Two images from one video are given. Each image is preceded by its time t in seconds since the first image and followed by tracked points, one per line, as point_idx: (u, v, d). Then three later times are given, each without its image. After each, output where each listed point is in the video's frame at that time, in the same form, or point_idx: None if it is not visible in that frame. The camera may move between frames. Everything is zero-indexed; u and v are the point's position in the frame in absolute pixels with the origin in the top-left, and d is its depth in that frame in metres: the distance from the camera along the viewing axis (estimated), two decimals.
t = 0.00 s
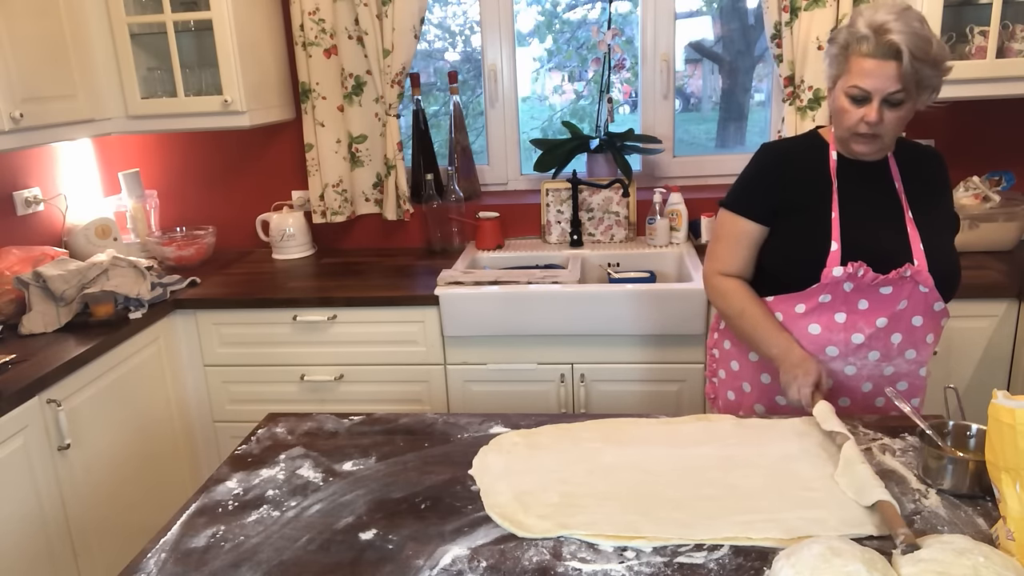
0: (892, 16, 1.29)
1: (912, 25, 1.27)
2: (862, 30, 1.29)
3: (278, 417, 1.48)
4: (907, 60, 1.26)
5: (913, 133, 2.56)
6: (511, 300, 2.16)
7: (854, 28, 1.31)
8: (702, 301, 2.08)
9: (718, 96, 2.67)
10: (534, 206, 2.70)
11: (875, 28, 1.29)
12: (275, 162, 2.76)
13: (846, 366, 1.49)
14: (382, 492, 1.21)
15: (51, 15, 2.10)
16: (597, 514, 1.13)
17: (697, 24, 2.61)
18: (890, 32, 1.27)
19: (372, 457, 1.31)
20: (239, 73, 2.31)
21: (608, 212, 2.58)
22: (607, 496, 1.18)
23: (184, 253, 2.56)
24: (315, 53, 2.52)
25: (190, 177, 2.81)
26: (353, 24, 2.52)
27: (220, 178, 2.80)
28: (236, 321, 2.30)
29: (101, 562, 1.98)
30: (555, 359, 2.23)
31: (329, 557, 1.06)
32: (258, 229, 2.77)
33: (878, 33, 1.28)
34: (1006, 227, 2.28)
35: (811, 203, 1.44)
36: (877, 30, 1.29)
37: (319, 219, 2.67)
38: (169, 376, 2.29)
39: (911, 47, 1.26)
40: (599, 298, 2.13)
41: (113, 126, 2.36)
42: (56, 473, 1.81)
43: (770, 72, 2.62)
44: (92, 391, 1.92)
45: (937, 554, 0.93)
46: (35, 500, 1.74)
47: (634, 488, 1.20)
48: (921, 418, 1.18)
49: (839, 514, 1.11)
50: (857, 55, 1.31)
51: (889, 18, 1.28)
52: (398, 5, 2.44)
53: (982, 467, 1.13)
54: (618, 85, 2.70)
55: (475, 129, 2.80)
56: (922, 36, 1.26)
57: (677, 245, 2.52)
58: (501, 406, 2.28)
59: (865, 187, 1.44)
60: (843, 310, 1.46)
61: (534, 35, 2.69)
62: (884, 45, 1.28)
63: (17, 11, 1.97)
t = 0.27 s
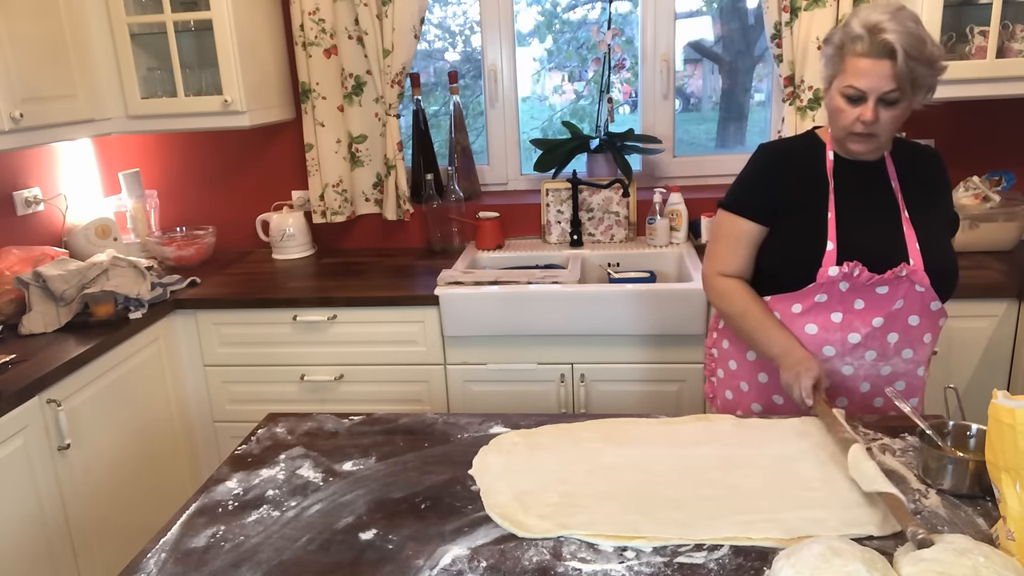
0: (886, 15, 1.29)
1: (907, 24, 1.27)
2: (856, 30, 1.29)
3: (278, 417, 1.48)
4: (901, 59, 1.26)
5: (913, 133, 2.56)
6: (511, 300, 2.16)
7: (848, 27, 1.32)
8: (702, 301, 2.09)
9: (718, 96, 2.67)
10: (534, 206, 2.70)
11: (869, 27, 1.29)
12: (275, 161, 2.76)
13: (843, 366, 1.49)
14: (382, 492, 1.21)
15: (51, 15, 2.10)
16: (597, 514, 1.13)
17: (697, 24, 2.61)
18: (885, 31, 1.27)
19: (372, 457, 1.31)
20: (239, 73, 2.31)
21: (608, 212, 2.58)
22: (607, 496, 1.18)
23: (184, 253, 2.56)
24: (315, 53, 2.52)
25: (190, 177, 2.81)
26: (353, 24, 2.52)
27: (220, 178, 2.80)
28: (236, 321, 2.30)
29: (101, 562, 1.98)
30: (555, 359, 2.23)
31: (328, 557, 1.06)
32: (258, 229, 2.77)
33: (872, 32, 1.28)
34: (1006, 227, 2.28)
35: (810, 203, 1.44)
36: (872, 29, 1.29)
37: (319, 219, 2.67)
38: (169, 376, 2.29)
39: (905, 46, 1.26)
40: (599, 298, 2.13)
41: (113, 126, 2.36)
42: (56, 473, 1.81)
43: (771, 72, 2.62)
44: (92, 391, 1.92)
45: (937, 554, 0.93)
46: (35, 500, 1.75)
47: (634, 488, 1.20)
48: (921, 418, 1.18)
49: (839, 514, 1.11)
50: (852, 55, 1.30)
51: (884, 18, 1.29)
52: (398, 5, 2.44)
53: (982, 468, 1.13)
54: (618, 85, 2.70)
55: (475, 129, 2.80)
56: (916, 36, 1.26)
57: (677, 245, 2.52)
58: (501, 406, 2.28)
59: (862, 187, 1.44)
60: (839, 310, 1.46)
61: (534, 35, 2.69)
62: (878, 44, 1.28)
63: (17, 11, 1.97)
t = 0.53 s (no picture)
0: (879, 15, 1.29)
1: (900, 25, 1.27)
2: (850, 30, 1.29)
3: (278, 417, 1.48)
4: (895, 58, 1.26)
5: (913, 133, 2.56)
6: (511, 300, 2.16)
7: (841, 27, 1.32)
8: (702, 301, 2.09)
9: (718, 96, 2.67)
10: (534, 206, 2.70)
11: (863, 28, 1.29)
12: (275, 161, 2.76)
13: (838, 365, 1.49)
14: (382, 492, 1.21)
15: (51, 15, 2.10)
16: (597, 514, 1.13)
17: (697, 24, 2.61)
18: (878, 31, 1.27)
19: (372, 457, 1.31)
20: (239, 73, 2.31)
21: (608, 212, 2.58)
22: (607, 496, 1.18)
23: (184, 253, 2.56)
24: (315, 53, 2.52)
25: (190, 177, 2.81)
26: (353, 24, 2.52)
27: (220, 178, 2.80)
28: (236, 321, 2.30)
29: (101, 562, 1.98)
30: (555, 359, 2.23)
31: (328, 557, 1.06)
32: (258, 229, 2.77)
33: (866, 32, 1.28)
34: (1006, 227, 2.28)
35: (807, 202, 1.44)
36: (865, 29, 1.29)
37: (319, 219, 2.67)
38: (170, 376, 2.29)
39: (899, 45, 1.26)
40: (599, 298, 2.13)
41: (113, 126, 2.36)
42: (56, 473, 1.81)
43: (771, 72, 2.62)
44: (92, 392, 1.92)
45: (937, 554, 0.93)
46: (35, 500, 1.74)
47: (634, 488, 1.20)
48: (921, 418, 1.18)
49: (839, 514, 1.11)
50: (846, 55, 1.30)
51: (877, 19, 1.29)
52: (399, 4, 2.44)
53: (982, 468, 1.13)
54: (618, 85, 2.70)
55: (475, 129, 2.80)
56: (909, 36, 1.26)
57: (677, 245, 2.52)
58: (501, 406, 2.28)
59: (858, 186, 1.44)
60: (835, 308, 1.46)
61: (534, 35, 2.69)
62: (872, 44, 1.28)
63: (17, 11, 1.97)
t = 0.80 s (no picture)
0: (873, 15, 1.30)
1: (893, 23, 1.27)
2: (842, 29, 1.30)
3: (278, 417, 1.48)
4: (886, 55, 1.26)
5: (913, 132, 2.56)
6: (511, 300, 2.16)
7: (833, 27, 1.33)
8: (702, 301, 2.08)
9: (718, 96, 2.67)
10: (534, 206, 2.70)
11: (855, 26, 1.29)
12: (275, 161, 2.76)
13: (828, 363, 1.49)
14: (382, 492, 1.21)
15: (51, 15, 2.10)
16: (597, 514, 1.13)
17: (697, 24, 2.61)
18: (870, 29, 1.27)
19: (372, 457, 1.31)
20: (239, 73, 2.31)
21: (608, 212, 2.58)
22: (607, 496, 1.18)
23: (184, 253, 2.56)
24: (315, 53, 2.52)
25: (190, 177, 2.81)
26: (353, 24, 2.52)
27: (220, 178, 2.80)
28: (236, 321, 2.30)
29: (101, 563, 1.98)
30: (555, 359, 2.23)
31: (328, 557, 1.06)
32: (258, 229, 2.77)
33: (858, 31, 1.29)
34: (1006, 227, 2.28)
35: (800, 199, 1.44)
36: (857, 28, 1.29)
37: (318, 219, 2.67)
38: (169, 375, 2.29)
39: (890, 43, 1.26)
40: (598, 298, 2.13)
41: (113, 126, 2.36)
42: (56, 473, 1.81)
43: (771, 72, 2.62)
44: (92, 392, 1.92)
45: (937, 554, 0.93)
46: (35, 500, 1.75)
47: (634, 488, 1.20)
48: (921, 418, 1.18)
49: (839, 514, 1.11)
50: (839, 53, 1.31)
51: (870, 18, 1.29)
52: (398, 5, 2.44)
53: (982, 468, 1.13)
54: (618, 85, 2.70)
55: (475, 129, 2.80)
56: (902, 34, 1.26)
57: (677, 245, 2.52)
58: (501, 406, 2.28)
59: (852, 186, 1.43)
60: (824, 305, 1.46)
61: (534, 35, 2.69)
62: (864, 42, 1.28)
63: (17, 11, 1.97)
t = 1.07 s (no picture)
0: (848, 15, 1.27)
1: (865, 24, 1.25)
2: (816, 29, 1.28)
3: (278, 417, 1.48)
4: (854, 55, 1.23)
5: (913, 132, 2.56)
6: (510, 300, 2.16)
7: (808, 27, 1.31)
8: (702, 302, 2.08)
9: (718, 96, 2.67)
10: (534, 206, 2.70)
11: (828, 26, 1.27)
12: (275, 161, 2.76)
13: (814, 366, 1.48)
14: (382, 492, 1.21)
15: (51, 15, 2.10)
16: (597, 514, 1.13)
17: (697, 24, 2.61)
18: (841, 30, 1.25)
19: (372, 457, 1.31)
20: (239, 73, 2.31)
21: (608, 212, 2.57)
22: (607, 496, 1.18)
23: (184, 253, 2.56)
24: (315, 53, 2.52)
25: (190, 178, 2.81)
26: (353, 24, 2.52)
27: (220, 178, 2.80)
28: (237, 321, 2.30)
29: (101, 562, 1.98)
30: (554, 359, 2.23)
31: (328, 557, 1.06)
32: (258, 229, 2.77)
33: (830, 30, 1.26)
34: (1006, 227, 2.28)
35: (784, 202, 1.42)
36: (830, 28, 1.27)
37: (319, 219, 2.67)
38: (169, 375, 2.29)
39: (858, 43, 1.23)
40: (598, 298, 2.13)
41: (113, 126, 2.36)
42: (56, 473, 1.81)
43: (771, 72, 2.62)
44: (92, 392, 1.92)
45: (937, 554, 0.93)
46: (35, 500, 1.75)
47: (634, 488, 1.20)
48: (921, 418, 1.17)
49: (838, 514, 1.11)
50: (812, 53, 1.28)
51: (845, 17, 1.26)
52: (398, 5, 2.44)
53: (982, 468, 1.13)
54: (618, 85, 2.70)
55: (475, 129, 2.80)
56: (875, 35, 1.24)
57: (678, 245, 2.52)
58: (501, 406, 2.28)
59: (835, 187, 1.41)
60: (809, 308, 1.45)
61: (534, 35, 2.69)
62: (834, 41, 1.26)
63: (17, 11, 1.97)
